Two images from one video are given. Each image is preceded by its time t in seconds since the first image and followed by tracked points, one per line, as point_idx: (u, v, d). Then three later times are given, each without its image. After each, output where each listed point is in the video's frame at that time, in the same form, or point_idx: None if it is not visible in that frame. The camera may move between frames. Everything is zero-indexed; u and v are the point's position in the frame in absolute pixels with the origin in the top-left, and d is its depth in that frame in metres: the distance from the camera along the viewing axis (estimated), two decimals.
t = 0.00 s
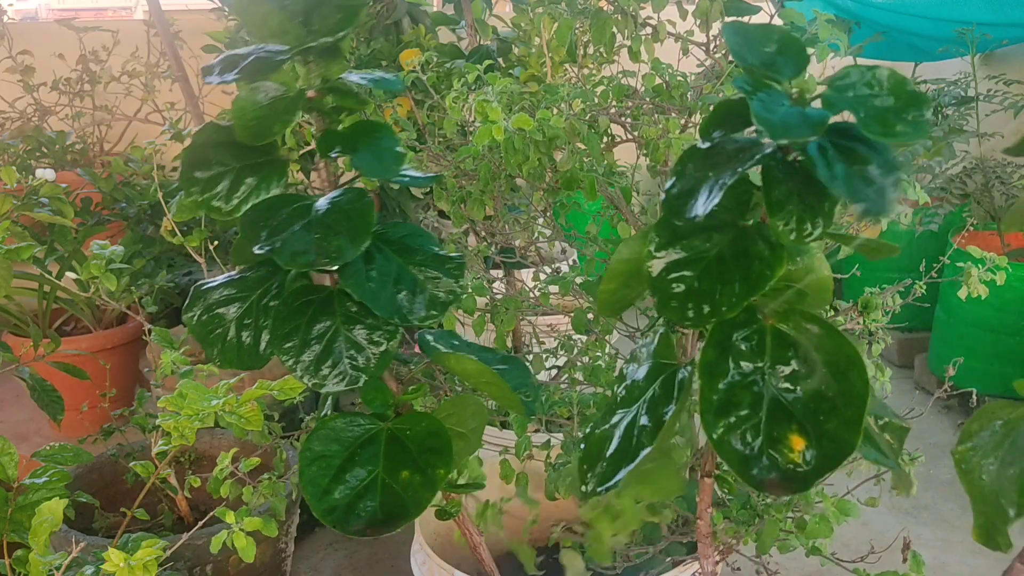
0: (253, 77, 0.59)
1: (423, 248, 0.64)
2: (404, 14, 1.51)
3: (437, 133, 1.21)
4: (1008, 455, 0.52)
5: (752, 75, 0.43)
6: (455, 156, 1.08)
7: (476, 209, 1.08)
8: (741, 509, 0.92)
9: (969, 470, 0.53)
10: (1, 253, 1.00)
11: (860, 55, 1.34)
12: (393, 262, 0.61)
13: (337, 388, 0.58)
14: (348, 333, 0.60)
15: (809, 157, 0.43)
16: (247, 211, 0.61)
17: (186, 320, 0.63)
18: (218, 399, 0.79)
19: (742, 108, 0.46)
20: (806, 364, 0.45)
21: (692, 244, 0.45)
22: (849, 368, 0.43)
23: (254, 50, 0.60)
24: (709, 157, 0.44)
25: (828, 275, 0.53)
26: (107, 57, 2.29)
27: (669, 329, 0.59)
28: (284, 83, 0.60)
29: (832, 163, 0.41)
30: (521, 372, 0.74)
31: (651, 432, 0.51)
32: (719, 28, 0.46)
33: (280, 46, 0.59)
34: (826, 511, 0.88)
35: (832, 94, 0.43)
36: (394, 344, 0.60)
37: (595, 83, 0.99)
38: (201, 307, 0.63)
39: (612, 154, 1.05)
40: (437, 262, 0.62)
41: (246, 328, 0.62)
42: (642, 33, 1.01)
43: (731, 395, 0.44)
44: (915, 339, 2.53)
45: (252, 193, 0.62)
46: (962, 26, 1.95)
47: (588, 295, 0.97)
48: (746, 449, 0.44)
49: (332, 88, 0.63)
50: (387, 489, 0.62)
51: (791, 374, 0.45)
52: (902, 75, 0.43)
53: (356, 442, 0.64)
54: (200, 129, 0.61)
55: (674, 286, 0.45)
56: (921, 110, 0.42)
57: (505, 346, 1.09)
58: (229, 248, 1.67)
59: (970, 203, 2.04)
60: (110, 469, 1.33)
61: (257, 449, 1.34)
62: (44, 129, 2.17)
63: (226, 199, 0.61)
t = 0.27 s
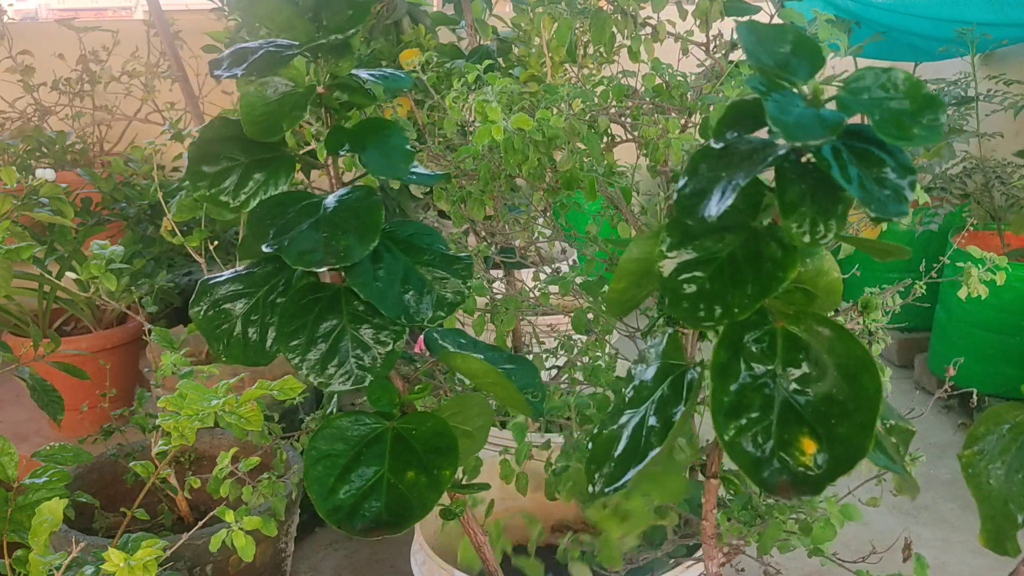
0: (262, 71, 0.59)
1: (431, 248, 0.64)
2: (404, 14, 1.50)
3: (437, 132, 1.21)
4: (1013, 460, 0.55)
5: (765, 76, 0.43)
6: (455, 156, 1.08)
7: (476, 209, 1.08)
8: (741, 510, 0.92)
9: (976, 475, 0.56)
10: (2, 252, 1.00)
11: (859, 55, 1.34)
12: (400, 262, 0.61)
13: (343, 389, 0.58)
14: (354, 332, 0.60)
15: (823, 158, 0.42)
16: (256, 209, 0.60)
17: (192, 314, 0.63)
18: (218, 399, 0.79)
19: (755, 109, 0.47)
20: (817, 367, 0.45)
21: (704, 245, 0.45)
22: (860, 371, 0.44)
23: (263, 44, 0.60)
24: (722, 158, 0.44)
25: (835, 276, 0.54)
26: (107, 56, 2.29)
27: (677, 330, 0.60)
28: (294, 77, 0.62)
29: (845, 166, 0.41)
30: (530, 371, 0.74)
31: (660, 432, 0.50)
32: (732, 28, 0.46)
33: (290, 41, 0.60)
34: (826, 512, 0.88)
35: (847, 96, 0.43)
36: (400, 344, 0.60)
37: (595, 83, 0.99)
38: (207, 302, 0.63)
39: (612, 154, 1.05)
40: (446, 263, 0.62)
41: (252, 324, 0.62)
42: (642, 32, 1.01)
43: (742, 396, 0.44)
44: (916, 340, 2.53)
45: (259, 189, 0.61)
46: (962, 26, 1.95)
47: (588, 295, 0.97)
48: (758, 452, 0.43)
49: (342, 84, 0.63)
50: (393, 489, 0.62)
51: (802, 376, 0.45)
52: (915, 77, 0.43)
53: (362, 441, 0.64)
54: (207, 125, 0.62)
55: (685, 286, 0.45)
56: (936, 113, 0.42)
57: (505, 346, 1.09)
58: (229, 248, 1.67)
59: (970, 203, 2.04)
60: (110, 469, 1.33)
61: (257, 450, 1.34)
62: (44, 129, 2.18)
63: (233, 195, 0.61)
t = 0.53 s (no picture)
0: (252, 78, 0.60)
1: (424, 248, 0.64)
2: (404, 14, 1.50)
3: (437, 132, 1.21)
4: (1010, 457, 0.53)
5: (759, 76, 0.43)
6: (455, 156, 1.08)
7: (476, 209, 1.08)
8: (741, 509, 0.92)
9: (971, 471, 0.54)
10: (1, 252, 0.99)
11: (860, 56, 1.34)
12: (394, 262, 0.61)
13: (339, 388, 0.57)
14: (349, 332, 0.60)
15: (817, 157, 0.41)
16: (249, 210, 0.60)
17: (187, 318, 0.62)
18: (218, 399, 0.79)
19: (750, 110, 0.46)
20: (814, 365, 0.44)
21: (700, 244, 0.44)
22: (859, 368, 0.43)
23: (253, 52, 0.60)
24: (719, 157, 0.44)
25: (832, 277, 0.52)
26: (107, 56, 2.29)
27: (675, 330, 0.60)
28: (283, 83, 0.61)
29: (839, 165, 0.40)
30: (525, 371, 0.74)
31: (658, 432, 0.50)
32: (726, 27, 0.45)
33: (278, 48, 0.60)
34: (826, 512, 0.88)
35: (841, 95, 0.43)
36: (395, 344, 0.60)
37: (595, 83, 0.99)
38: (202, 305, 0.63)
39: (612, 154, 1.05)
40: (438, 262, 0.62)
41: (248, 327, 0.62)
42: (642, 33, 1.01)
43: (739, 395, 0.44)
44: (915, 339, 2.53)
45: (253, 193, 0.62)
46: (962, 26, 1.95)
47: (588, 295, 0.97)
48: (755, 450, 0.43)
49: (331, 88, 0.63)
50: (389, 489, 0.61)
51: (799, 374, 0.44)
52: (909, 76, 0.43)
53: (358, 442, 0.64)
54: (201, 129, 0.62)
55: (682, 286, 0.44)
56: (929, 112, 0.42)
57: (505, 346, 1.09)
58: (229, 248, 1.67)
59: (970, 203, 2.04)
60: (110, 469, 1.33)
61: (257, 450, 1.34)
62: (44, 128, 2.17)
63: (226, 199, 0.61)
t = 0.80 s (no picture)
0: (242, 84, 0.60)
1: (416, 248, 0.64)
2: (404, 14, 1.50)
3: (437, 132, 1.21)
4: (999, 449, 0.55)
5: (730, 73, 0.43)
6: (455, 156, 1.08)
7: (476, 209, 1.08)
8: (741, 510, 0.92)
9: (962, 466, 0.56)
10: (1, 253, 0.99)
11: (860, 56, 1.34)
12: (386, 263, 0.61)
13: (332, 389, 0.58)
14: (342, 333, 0.60)
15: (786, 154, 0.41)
16: (240, 213, 0.60)
17: (181, 325, 0.62)
18: (219, 399, 0.79)
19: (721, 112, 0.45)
20: (793, 358, 0.42)
21: (679, 240, 0.42)
22: (836, 361, 0.41)
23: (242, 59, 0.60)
24: (694, 152, 0.41)
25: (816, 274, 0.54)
26: (107, 56, 2.29)
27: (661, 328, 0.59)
28: (273, 89, 0.63)
29: (807, 160, 0.41)
30: (518, 372, 0.75)
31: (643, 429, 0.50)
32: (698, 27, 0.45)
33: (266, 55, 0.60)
34: (826, 512, 0.88)
35: (811, 90, 0.43)
36: (388, 344, 0.60)
37: (594, 83, 0.99)
38: (196, 311, 0.62)
39: (612, 154, 1.05)
40: (430, 262, 0.62)
41: (242, 330, 0.62)
42: (642, 33, 1.01)
43: (719, 388, 0.41)
44: (915, 339, 2.53)
45: (245, 197, 0.62)
46: (962, 26, 1.95)
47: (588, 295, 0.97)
48: (734, 442, 0.40)
49: (320, 94, 0.63)
50: (383, 488, 0.62)
51: (778, 368, 0.42)
52: (878, 71, 0.43)
53: (352, 442, 0.64)
54: (192, 136, 0.62)
55: (660, 280, 0.42)
56: (898, 104, 0.42)
57: (505, 346, 1.09)
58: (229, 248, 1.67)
59: (970, 203, 2.04)
60: (110, 469, 1.33)
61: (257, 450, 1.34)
62: (45, 128, 2.17)
63: (218, 204, 0.61)
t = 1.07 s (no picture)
0: (247, 80, 0.59)
1: (420, 249, 0.64)
2: (404, 14, 1.50)
3: (437, 132, 1.21)
4: (1003, 452, 0.54)
5: (728, 73, 0.43)
6: (455, 156, 1.08)
7: (476, 209, 1.08)
8: (741, 509, 0.92)
9: (964, 468, 0.54)
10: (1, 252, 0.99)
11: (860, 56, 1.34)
12: (389, 263, 0.61)
13: (335, 389, 0.58)
14: (345, 333, 0.60)
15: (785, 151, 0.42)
16: (244, 211, 0.60)
17: (183, 323, 0.62)
18: (219, 399, 0.79)
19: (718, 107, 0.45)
20: (790, 355, 0.43)
21: (674, 239, 0.45)
22: (833, 354, 0.42)
23: (247, 54, 0.60)
24: (690, 152, 0.43)
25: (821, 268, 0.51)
26: (107, 56, 2.29)
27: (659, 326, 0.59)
28: (280, 85, 0.63)
29: (805, 156, 0.40)
30: (519, 372, 0.74)
31: (638, 426, 0.50)
32: (698, 26, 0.45)
33: (273, 50, 0.59)
34: (826, 511, 0.88)
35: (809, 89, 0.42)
36: (391, 344, 0.60)
37: (595, 83, 0.99)
38: (198, 308, 0.63)
39: (612, 154, 1.05)
40: (434, 262, 0.62)
41: (243, 329, 0.62)
42: (642, 32, 1.01)
43: (716, 386, 0.43)
44: (915, 339, 2.53)
45: (248, 195, 0.62)
46: (962, 26, 1.95)
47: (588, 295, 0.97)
48: (730, 439, 0.41)
49: (326, 90, 0.63)
50: (385, 489, 0.61)
51: (775, 364, 0.43)
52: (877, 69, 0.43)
53: (354, 443, 0.64)
54: (196, 133, 0.62)
55: (658, 279, 0.45)
56: (895, 104, 0.41)
57: (505, 346, 1.09)
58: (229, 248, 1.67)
59: (970, 203, 2.04)
60: (110, 469, 1.33)
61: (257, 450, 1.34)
62: (44, 129, 2.17)
63: (222, 202, 0.61)
